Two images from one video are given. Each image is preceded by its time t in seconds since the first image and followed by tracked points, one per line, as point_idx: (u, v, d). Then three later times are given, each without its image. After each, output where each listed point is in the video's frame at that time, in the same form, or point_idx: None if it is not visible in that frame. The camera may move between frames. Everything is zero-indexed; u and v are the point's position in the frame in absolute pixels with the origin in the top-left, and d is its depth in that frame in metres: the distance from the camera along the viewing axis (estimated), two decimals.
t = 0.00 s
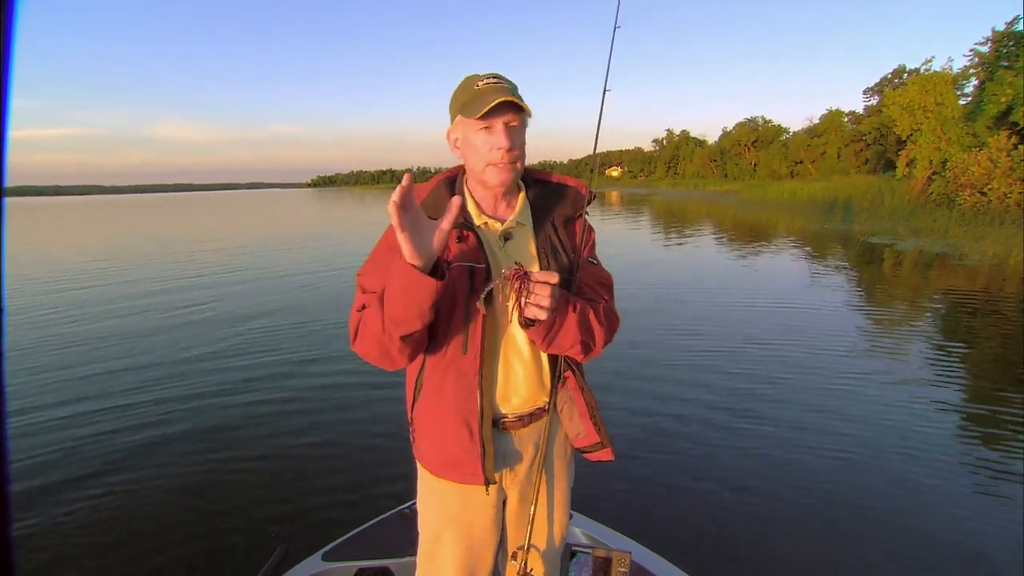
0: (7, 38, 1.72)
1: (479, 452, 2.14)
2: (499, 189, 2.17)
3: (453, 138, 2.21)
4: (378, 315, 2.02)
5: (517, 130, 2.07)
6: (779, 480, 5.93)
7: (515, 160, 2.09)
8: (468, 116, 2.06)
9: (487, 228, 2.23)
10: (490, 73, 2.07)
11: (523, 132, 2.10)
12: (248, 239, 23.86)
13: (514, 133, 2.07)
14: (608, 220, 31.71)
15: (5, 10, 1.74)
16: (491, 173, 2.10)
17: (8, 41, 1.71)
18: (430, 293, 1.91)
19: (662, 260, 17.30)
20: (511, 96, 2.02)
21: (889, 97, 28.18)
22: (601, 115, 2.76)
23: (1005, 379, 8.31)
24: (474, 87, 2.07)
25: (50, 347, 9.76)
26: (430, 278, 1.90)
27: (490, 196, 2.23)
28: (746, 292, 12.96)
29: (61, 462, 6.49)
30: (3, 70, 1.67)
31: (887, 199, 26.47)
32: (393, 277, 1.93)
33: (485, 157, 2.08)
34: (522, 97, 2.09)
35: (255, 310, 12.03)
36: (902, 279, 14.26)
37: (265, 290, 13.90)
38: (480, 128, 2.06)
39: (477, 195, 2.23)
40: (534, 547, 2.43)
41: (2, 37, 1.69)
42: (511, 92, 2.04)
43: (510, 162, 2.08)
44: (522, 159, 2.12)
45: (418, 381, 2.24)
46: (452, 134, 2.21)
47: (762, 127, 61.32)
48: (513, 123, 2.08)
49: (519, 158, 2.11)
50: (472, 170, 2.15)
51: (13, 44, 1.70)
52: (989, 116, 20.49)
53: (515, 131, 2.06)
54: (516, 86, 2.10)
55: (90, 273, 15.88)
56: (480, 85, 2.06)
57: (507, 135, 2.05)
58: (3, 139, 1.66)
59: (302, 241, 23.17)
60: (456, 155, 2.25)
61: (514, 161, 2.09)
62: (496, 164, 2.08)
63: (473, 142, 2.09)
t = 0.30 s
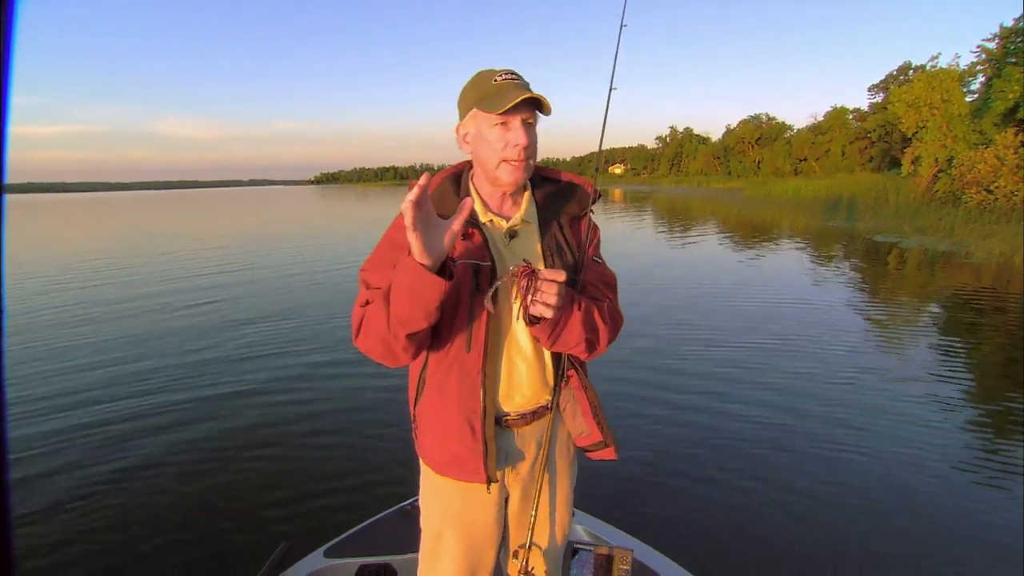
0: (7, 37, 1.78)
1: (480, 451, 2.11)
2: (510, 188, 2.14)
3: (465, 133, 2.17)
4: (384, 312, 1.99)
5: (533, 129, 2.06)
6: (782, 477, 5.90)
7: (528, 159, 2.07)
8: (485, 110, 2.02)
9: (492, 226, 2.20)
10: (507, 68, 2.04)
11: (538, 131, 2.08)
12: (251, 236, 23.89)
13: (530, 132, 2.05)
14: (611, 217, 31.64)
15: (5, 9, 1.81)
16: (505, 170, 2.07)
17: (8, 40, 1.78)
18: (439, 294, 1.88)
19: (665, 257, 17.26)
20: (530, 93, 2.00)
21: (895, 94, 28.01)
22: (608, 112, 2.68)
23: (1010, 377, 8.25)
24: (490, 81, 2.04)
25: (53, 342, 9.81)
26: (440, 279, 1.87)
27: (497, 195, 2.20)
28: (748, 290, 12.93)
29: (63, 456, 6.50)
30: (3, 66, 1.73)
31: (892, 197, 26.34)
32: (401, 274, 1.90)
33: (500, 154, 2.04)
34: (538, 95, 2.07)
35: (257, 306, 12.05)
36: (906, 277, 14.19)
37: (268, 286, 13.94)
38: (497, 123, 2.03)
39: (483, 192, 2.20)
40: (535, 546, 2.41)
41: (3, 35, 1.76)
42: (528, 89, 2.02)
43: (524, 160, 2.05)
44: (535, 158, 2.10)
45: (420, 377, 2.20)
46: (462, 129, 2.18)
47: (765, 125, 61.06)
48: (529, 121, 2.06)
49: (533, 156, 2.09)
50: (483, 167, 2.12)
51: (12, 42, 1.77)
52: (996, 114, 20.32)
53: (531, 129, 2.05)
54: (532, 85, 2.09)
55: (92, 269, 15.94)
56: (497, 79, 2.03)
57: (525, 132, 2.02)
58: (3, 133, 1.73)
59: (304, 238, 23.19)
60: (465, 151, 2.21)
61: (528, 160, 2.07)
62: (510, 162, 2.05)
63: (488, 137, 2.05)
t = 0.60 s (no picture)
0: (6, 37, 1.79)
1: (478, 451, 2.08)
2: (515, 189, 2.11)
3: (471, 132, 2.13)
4: (386, 308, 1.96)
5: (539, 132, 2.02)
6: (783, 477, 5.86)
7: (533, 162, 2.04)
8: (490, 113, 1.99)
9: (496, 225, 2.17)
10: (514, 70, 2.00)
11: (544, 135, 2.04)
12: (254, 235, 23.90)
13: (536, 135, 2.01)
14: (613, 216, 31.62)
15: (5, 8, 1.82)
16: (510, 173, 2.04)
17: (7, 40, 1.78)
18: (442, 292, 1.85)
19: (667, 256, 17.24)
20: (536, 97, 1.96)
21: (899, 93, 27.88)
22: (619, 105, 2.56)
23: (1014, 378, 8.20)
24: (497, 83, 2.00)
25: (55, 340, 9.83)
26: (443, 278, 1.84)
27: (503, 194, 2.17)
28: (751, 289, 12.90)
29: (62, 455, 6.49)
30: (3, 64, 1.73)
31: (896, 197, 26.24)
32: (403, 273, 1.87)
33: (505, 157, 2.01)
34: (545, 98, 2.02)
35: (258, 305, 12.06)
36: (910, 277, 14.13)
37: (270, 285, 13.95)
38: (502, 126, 1.99)
39: (489, 190, 2.17)
40: (534, 546, 2.38)
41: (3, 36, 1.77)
42: (535, 92, 1.98)
43: (528, 164, 2.02)
44: (540, 161, 2.07)
45: (420, 373, 2.17)
46: (469, 128, 2.14)
47: (769, 124, 60.85)
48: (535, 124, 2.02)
49: (539, 159, 2.05)
50: (488, 168, 2.09)
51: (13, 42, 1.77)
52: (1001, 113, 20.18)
53: (537, 132, 2.01)
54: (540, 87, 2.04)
55: (95, 268, 15.97)
56: (504, 82, 1.99)
57: (529, 136, 1.99)
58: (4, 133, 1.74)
59: (307, 236, 23.19)
60: (471, 150, 2.18)
61: (533, 163, 2.03)
62: (515, 165, 2.02)
63: (492, 139, 2.02)
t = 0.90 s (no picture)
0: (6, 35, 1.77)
1: (477, 447, 2.06)
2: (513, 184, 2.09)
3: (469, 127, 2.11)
4: (385, 304, 1.94)
5: (534, 127, 1.99)
6: (783, 472, 5.85)
7: (528, 157, 2.01)
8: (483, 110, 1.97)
9: (497, 220, 2.15)
10: (509, 65, 1.97)
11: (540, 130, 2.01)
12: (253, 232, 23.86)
13: (530, 130, 1.98)
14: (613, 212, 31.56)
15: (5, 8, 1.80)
16: (505, 168, 2.02)
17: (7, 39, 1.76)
18: (441, 288, 1.84)
19: (667, 252, 17.21)
20: (529, 92, 1.93)
21: (901, 87, 27.78)
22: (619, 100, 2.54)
23: (1015, 373, 8.18)
24: (491, 78, 1.97)
25: (54, 337, 9.80)
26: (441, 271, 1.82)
27: (503, 189, 2.14)
28: (751, 285, 12.87)
29: (62, 451, 6.50)
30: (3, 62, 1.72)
31: (896, 192, 26.17)
32: (402, 270, 1.86)
33: (499, 152, 1.99)
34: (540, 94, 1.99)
35: (258, 302, 12.04)
36: (911, 273, 14.09)
37: (269, 281, 13.93)
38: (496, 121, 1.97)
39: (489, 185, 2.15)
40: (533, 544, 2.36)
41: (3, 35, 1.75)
42: (528, 88, 1.95)
43: (523, 159, 2.00)
44: (536, 156, 2.04)
45: (419, 369, 2.15)
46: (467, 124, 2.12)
47: (768, 120, 60.73)
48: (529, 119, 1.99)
49: (534, 155, 2.02)
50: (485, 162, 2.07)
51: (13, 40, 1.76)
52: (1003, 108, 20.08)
53: (531, 128, 1.98)
54: (536, 81, 2.00)
55: (94, 265, 15.94)
56: (498, 77, 1.96)
57: (522, 131, 1.96)
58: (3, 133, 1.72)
59: (306, 233, 23.16)
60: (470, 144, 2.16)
61: (528, 158, 2.01)
62: (509, 160, 2.00)
63: (487, 135, 2.00)
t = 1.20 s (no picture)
0: (6, 38, 1.78)
1: (475, 444, 2.03)
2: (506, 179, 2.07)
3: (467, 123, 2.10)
4: (390, 315, 1.93)
5: (524, 122, 1.96)
6: (784, 470, 5.82)
7: (518, 152, 1.98)
8: (474, 104, 1.97)
9: (497, 215, 2.13)
10: (503, 59, 1.94)
11: (532, 124, 1.98)
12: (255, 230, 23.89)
13: (519, 124, 1.95)
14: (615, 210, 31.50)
15: (5, 12, 1.81)
16: (494, 163, 2.00)
17: (7, 41, 1.77)
18: (450, 318, 1.86)
19: (669, 250, 17.18)
20: (517, 87, 1.90)
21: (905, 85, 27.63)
22: (622, 103, 2.50)
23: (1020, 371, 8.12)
24: (484, 72, 1.96)
25: (55, 335, 9.81)
26: (452, 307, 1.83)
27: (501, 183, 2.12)
28: (753, 282, 12.84)
29: (63, 448, 6.51)
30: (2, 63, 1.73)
31: (900, 191, 26.04)
32: (414, 290, 1.86)
33: (490, 147, 1.98)
34: (533, 89, 1.96)
35: (260, 300, 12.05)
36: (915, 271, 14.03)
37: (270, 279, 13.95)
38: (486, 115, 1.96)
39: (488, 179, 2.13)
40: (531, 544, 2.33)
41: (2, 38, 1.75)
42: (518, 82, 1.92)
43: (512, 154, 1.97)
44: (528, 150, 2.00)
45: (419, 365, 2.13)
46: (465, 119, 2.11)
47: (771, 117, 60.51)
48: (520, 113, 1.96)
49: (525, 150, 1.99)
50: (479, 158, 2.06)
51: (12, 40, 1.77)
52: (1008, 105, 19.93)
53: (522, 122, 1.95)
54: (530, 75, 1.97)
55: (96, 264, 15.97)
56: (490, 71, 1.94)
57: (509, 126, 1.94)
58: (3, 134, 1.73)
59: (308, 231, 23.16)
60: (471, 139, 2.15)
61: (517, 154, 1.98)
62: (499, 156, 1.98)
63: (478, 130, 1.99)
